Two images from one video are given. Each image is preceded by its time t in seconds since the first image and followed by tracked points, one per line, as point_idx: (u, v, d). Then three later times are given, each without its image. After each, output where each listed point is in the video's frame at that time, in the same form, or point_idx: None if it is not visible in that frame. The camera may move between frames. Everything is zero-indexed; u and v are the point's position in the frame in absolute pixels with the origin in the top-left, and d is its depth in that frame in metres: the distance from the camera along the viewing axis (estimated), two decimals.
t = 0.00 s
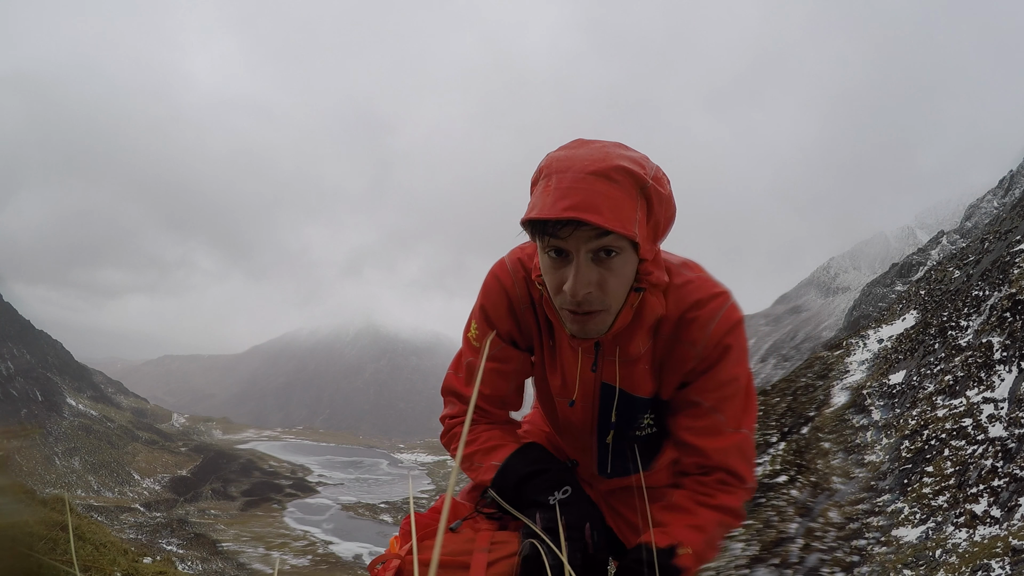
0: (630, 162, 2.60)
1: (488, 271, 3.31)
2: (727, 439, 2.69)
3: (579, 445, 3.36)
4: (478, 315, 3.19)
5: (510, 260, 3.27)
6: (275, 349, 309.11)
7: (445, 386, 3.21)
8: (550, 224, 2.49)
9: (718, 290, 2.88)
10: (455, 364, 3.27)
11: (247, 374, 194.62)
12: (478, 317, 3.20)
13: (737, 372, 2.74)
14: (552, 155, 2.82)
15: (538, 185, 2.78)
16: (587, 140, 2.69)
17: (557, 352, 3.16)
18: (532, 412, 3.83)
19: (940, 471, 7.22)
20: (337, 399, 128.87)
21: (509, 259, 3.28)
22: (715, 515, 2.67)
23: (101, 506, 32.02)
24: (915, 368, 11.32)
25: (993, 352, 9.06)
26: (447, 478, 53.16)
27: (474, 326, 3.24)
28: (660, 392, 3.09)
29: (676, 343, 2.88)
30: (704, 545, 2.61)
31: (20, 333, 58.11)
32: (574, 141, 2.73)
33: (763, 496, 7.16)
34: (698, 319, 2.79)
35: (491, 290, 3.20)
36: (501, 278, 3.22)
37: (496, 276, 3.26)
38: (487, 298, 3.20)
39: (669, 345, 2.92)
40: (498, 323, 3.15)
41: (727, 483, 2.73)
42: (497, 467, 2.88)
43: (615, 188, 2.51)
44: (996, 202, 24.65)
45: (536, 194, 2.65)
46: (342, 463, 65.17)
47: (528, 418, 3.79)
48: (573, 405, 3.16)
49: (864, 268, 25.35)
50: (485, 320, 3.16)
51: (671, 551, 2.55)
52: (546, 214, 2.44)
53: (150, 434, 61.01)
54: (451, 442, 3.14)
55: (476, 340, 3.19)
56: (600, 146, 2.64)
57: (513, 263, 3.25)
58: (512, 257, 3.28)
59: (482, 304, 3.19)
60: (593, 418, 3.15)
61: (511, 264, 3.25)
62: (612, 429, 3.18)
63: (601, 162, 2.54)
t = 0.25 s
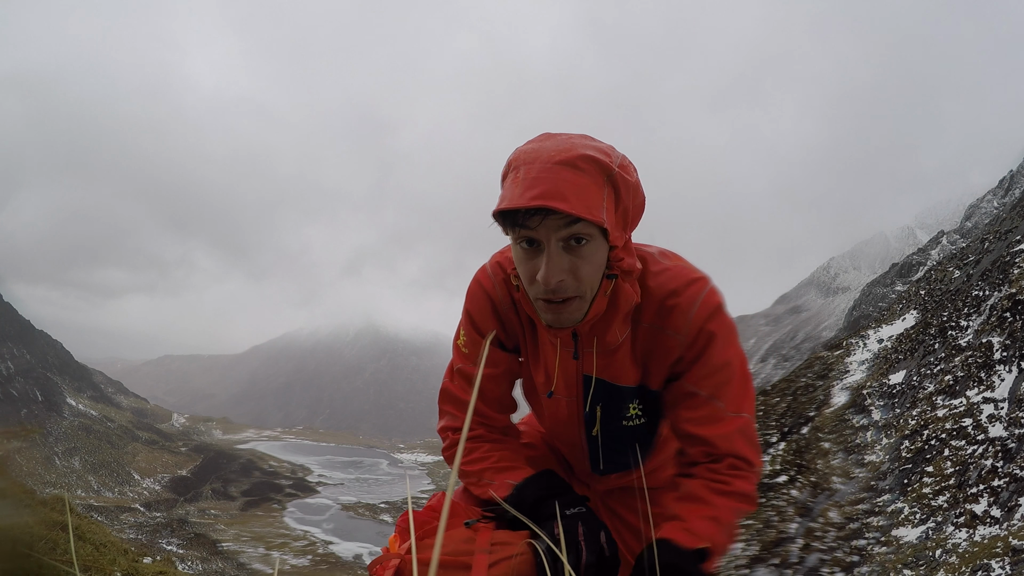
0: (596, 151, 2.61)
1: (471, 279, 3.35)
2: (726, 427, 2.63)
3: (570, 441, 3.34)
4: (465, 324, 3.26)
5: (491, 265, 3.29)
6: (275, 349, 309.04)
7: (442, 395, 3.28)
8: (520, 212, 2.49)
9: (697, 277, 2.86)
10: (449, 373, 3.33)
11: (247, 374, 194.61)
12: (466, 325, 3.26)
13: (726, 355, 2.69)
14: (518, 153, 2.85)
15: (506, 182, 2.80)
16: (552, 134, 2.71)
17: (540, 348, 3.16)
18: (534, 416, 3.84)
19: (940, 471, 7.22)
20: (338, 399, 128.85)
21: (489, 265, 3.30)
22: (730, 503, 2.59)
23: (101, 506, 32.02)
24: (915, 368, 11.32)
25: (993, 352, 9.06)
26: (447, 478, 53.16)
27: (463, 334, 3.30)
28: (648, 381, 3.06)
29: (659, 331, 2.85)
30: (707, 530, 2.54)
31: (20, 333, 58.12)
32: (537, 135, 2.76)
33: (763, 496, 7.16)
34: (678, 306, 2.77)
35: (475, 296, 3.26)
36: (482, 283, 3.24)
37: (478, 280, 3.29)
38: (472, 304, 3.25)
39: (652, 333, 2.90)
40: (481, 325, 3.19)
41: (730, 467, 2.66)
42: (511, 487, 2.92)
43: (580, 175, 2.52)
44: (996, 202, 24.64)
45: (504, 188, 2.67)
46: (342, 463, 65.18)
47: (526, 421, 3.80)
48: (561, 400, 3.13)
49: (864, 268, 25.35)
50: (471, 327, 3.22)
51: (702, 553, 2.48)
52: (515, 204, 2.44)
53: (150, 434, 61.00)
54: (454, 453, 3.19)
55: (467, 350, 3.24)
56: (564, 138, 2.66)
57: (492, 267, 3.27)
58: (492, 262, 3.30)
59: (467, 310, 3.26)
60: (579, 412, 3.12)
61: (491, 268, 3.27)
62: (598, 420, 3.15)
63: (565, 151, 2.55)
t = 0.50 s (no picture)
0: (584, 176, 2.48)
1: (458, 292, 3.30)
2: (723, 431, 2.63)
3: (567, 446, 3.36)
4: (453, 336, 3.23)
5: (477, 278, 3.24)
6: (275, 349, 309.01)
7: (431, 404, 3.31)
8: (514, 258, 2.38)
9: (689, 281, 2.84)
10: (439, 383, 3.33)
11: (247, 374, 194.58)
12: (453, 338, 3.22)
13: (720, 361, 2.67)
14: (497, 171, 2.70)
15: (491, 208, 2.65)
16: (534, 152, 2.55)
17: (533, 359, 3.15)
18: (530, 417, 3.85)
19: (940, 471, 7.22)
20: (338, 399, 128.90)
21: (475, 276, 3.25)
22: (723, 503, 2.57)
23: (101, 506, 32.01)
24: (915, 368, 11.31)
25: (994, 352, 9.06)
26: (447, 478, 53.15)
27: (450, 347, 3.27)
28: (643, 390, 3.06)
29: (652, 340, 2.84)
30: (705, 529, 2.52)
31: (20, 333, 58.11)
32: (520, 154, 2.58)
33: (763, 496, 7.16)
34: (671, 313, 2.75)
35: (463, 310, 3.21)
36: (471, 295, 3.20)
37: (465, 294, 3.25)
38: (460, 317, 3.21)
39: (646, 340, 2.88)
40: (471, 340, 3.16)
41: (724, 467, 2.65)
42: (491, 486, 2.96)
43: (571, 206, 2.39)
44: (996, 201, 24.63)
45: (490, 222, 2.54)
46: (342, 463, 65.15)
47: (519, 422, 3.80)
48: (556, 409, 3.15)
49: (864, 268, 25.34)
50: (460, 339, 3.18)
51: (692, 544, 2.46)
52: (507, 250, 2.33)
53: (150, 434, 60.99)
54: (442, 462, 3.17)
55: (456, 360, 3.21)
56: (549, 159, 2.50)
57: (479, 279, 3.21)
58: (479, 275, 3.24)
59: (454, 324, 3.22)
60: (573, 417, 3.15)
61: (478, 281, 3.21)
62: (593, 428, 3.17)
63: (553, 179, 2.41)
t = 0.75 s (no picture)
0: (624, 206, 2.43)
1: (459, 298, 3.27)
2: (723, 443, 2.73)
3: (568, 454, 3.37)
4: (453, 343, 3.21)
5: (480, 284, 3.19)
6: (275, 349, 309.05)
7: (424, 408, 3.34)
8: (553, 297, 2.38)
9: (701, 296, 2.83)
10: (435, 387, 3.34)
11: (247, 374, 194.60)
12: (453, 346, 3.20)
13: (727, 379, 2.73)
14: (525, 187, 2.61)
15: (518, 229, 2.59)
16: (567, 173, 2.48)
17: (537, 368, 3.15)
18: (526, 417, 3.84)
19: (940, 471, 7.22)
20: (337, 399, 128.90)
21: (477, 284, 3.21)
22: (718, 487, 2.68)
23: (101, 506, 32.01)
24: (915, 368, 11.31)
25: (994, 352, 9.06)
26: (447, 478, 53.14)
27: (448, 352, 3.25)
28: (651, 404, 3.08)
29: (665, 355, 2.85)
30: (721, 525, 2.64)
31: (20, 333, 58.11)
32: (555, 173, 2.50)
33: (763, 496, 7.17)
34: (683, 330, 2.75)
35: (465, 320, 3.17)
36: (471, 302, 3.17)
37: (467, 301, 3.20)
38: (461, 326, 3.17)
39: (656, 354, 2.89)
40: (470, 351, 3.14)
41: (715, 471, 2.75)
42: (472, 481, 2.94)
43: (608, 241, 2.35)
44: (996, 202, 24.63)
45: (521, 248, 2.49)
46: (342, 463, 65.15)
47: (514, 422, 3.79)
48: (559, 418, 3.16)
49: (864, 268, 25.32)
50: (461, 347, 3.16)
51: (692, 503, 2.59)
52: (546, 291, 2.32)
53: (150, 434, 60.99)
54: (433, 461, 3.19)
55: (453, 366, 3.21)
56: (585, 183, 2.43)
57: (482, 287, 3.17)
58: (482, 282, 3.19)
59: (454, 331, 3.19)
60: (578, 426, 3.16)
61: (481, 288, 3.16)
62: (599, 439, 3.20)
63: (592, 211, 2.35)
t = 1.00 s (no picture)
0: (657, 220, 2.42)
1: (457, 301, 3.26)
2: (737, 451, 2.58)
3: (567, 457, 3.39)
4: (449, 347, 3.19)
5: (483, 289, 3.17)
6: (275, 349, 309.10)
7: (415, 409, 3.34)
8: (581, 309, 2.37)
9: (706, 303, 2.85)
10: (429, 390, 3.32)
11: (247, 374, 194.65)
12: (450, 350, 3.19)
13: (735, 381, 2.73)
14: (552, 196, 2.59)
15: (544, 236, 2.57)
16: (599, 185, 2.46)
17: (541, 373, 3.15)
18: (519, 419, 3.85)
19: (941, 471, 7.21)
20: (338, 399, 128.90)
21: (478, 288, 3.20)
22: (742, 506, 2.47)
23: (101, 506, 32.03)
24: (915, 368, 11.31)
25: (994, 352, 9.06)
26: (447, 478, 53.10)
27: (445, 355, 3.23)
28: (656, 409, 3.09)
29: (673, 361, 2.85)
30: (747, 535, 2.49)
31: (20, 334, 58.17)
32: (584, 184, 2.49)
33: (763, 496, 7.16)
34: (689, 336, 2.76)
35: (465, 324, 3.16)
36: (469, 306, 3.17)
37: (467, 306, 3.20)
38: (459, 330, 3.16)
39: (664, 361, 2.89)
40: (467, 356, 3.12)
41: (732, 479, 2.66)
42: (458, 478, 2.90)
43: (640, 256, 2.34)
44: (996, 201, 24.62)
45: (548, 258, 2.49)
46: (342, 463, 65.14)
47: (507, 422, 3.78)
48: (562, 420, 3.17)
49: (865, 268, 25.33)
50: (461, 351, 3.14)
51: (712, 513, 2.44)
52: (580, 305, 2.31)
53: (150, 434, 61.00)
54: (422, 459, 3.17)
55: (449, 370, 3.20)
56: (619, 195, 2.41)
57: (483, 293, 3.16)
58: (486, 287, 3.17)
59: (452, 334, 3.18)
60: (580, 431, 3.17)
61: (484, 293, 3.15)
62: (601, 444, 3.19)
63: (627, 222, 2.34)
